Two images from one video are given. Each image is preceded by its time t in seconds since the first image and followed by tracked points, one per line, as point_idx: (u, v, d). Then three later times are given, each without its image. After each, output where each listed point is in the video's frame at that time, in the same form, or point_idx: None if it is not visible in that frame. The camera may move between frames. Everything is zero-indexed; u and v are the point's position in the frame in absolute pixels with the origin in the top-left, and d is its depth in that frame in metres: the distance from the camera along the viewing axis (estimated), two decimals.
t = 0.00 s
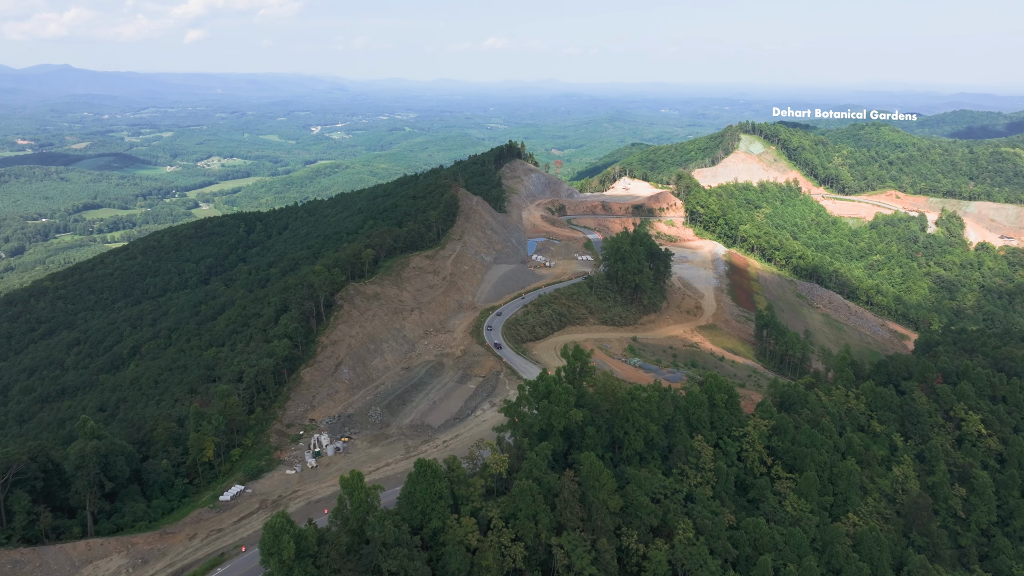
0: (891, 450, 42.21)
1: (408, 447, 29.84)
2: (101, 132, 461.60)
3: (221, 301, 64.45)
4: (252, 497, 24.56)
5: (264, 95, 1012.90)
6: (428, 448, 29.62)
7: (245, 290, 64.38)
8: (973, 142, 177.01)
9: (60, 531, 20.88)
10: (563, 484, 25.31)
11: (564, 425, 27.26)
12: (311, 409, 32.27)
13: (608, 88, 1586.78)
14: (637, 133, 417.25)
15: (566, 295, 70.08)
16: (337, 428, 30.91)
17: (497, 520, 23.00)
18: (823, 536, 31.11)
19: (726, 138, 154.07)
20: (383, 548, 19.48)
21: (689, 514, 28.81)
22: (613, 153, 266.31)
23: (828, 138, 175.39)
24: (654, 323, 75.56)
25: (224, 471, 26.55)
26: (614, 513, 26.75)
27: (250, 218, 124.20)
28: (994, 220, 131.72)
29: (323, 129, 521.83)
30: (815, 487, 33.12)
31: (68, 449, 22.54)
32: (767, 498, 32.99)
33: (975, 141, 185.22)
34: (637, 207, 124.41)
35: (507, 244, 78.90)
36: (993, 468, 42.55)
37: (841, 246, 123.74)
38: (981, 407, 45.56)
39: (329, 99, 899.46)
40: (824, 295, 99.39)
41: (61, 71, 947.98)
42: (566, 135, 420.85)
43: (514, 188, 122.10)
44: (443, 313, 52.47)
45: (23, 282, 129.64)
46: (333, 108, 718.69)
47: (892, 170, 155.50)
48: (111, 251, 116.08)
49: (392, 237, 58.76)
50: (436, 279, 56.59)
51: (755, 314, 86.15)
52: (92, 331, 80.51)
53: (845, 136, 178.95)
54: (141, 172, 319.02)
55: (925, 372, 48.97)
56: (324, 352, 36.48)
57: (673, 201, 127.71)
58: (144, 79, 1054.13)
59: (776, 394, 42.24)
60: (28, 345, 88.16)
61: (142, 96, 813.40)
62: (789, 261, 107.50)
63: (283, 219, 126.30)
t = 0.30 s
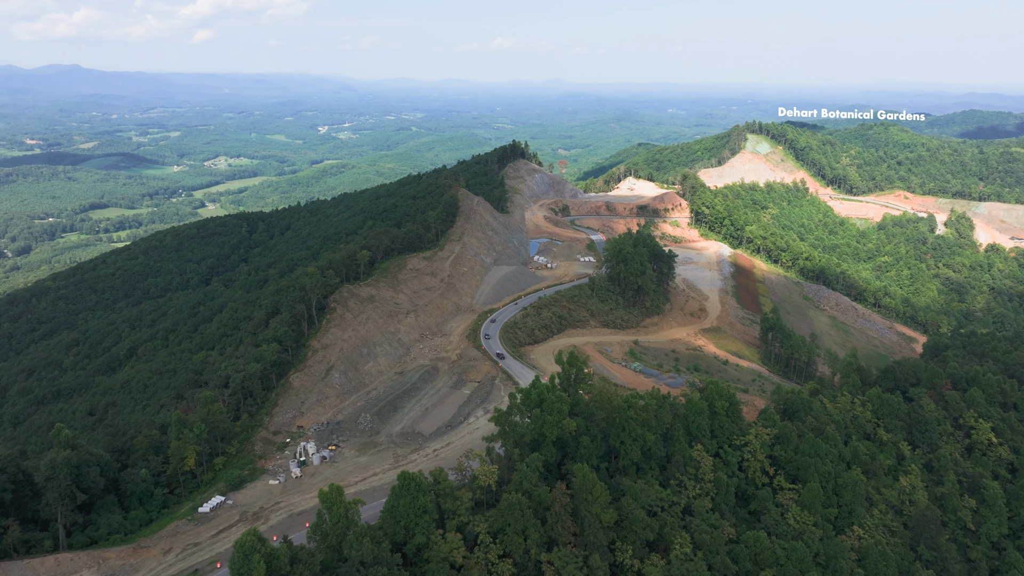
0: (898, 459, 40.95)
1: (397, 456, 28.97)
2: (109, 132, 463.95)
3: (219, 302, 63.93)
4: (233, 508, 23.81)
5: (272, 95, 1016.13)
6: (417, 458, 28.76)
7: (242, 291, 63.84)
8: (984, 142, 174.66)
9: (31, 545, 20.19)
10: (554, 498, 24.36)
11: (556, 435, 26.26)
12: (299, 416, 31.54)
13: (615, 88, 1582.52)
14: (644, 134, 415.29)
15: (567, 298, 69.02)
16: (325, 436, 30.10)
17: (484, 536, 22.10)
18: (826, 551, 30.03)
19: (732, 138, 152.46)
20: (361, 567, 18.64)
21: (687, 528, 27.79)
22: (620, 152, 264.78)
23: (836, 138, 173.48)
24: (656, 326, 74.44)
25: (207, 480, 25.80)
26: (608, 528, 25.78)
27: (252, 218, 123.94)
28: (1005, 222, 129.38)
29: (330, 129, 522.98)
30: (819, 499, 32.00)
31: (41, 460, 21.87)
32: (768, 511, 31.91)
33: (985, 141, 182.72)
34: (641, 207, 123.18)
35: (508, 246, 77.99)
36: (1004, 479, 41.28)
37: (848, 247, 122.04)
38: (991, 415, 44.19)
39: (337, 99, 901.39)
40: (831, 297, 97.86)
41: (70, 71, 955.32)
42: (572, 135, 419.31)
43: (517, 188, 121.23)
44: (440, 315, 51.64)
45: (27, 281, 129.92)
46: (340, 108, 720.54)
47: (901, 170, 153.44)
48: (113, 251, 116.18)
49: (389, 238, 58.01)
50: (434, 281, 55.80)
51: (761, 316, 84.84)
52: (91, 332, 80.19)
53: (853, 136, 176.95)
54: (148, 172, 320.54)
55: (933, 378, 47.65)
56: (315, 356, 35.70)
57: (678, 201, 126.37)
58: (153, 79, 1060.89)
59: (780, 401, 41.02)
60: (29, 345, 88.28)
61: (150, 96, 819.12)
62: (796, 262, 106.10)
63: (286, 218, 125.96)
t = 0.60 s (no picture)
0: (903, 469, 39.77)
1: (383, 465, 28.08)
2: (115, 131, 466.24)
3: (215, 303, 63.36)
4: (210, 521, 23.00)
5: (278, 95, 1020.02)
6: (405, 468, 27.91)
7: (238, 292, 63.23)
8: (993, 142, 172.52)
9: None
10: (543, 512, 23.41)
11: (546, 447, 25.27)
12: (285, 423, 30.76)
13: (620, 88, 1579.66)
14: (650, 134, 413.54)
15: (567, 300, 68.02)
16: (310, 444, 29.23)
17: (468, 553, 21.19)
18: (827, 566, 29.02)
19: (737, 137, 151.03)
20: None
21: (683, 543, 26.80)
22: (625, 152, 263.59)
23: (842, 138, 171.75)
24: (658, 329, 73.34)
25: (186, 491, 25.03)
26: (600, 543, 24.82)
27: (253, 218, 123.59)
28: (1014, 222, 126.19)
29: (335, 129, 523.64)
30: (820, 512, 30.96)
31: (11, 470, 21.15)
32: (768, 524, 30.86)
33: (994, 141, 180.42)
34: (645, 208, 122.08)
35: (507, 247, 77.14)
36: (1013, 489, 40.01)
37: (855, 248, 120.48)
38: (1001, 423, 42.87)
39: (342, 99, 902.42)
40: (837, 299, 96.52)
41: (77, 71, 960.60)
42: (578, 135, 418.02)
43: (519, 188, 120.39)
44: (436, 318, 50.78)
45: (29, 281, 130.08)
46: (345, 108, 721.73)
47: (908, 171, 151.58)
48: (114, 251, 116.05)
49: (385, 239, 57.21)
50: (430, 283, 54.95)
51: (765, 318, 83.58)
52: (89, 333, 79.84)
53: (860, 136, 175.16)
54: (154, 171, 321.77)
55: (941, 384, 46.42)
56: (303, 361, 34.91)
57: (682, 202, 125.07)
58: (160, 79, 1066.10)
59: (781, 408, 39.89)
60: (28, 346, 88.13)
61: (157, 96, 822.74)
62: (802, 264, 104.87)
63: (287, 219, 125.59)
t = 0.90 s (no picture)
0: (909, 480, 38.59)
1: (369, 476, 27.24)
2: (122, 130, 468.35)
3: (210, 305, 62.80)
4: (184, 535, 22.21)
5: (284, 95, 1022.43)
6: (391, 478, 27.05)
7: (234, 293, 62.67)
8: (1002, 142, 170.39)
9: None
10: (531, 527, 22.49)
11: (535, 458, 24.35)
12: (270, 431, 29.97)
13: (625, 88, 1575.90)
14: (655, 134, 411.85)
15: (566, 303, 67.10)
16: (294, 453, 28.41)
17: (451, 571, 20.27)
18: None
19: (743, 138, 149.66)
20: None
21: (677, 559, 25.84)
22: (630, 153, 262.34)
23: (849, 138, 170.02)
24: (659, 332, 72.25)
25: (163, 502, 24.23)
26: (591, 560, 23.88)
27: (254, 218, 123.26)
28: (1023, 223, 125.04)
29: (340, 129, 524.29)
30: (822, 525, 29.90)
31: None
32: (768, 538, 29.83)
33: (1003, 141, 178.14)
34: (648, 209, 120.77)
35: (507, 248, 76.22)
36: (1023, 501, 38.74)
37: (861, 249, 118.90)
38: (1010, 431, 41.58)
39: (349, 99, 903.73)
40: (842, 301, 95.08)
41: (85, 71, 967.25)
42: (583, 135, 416.84)
43: (521, 188, 119.53)
44: (431, 322, 49.99)
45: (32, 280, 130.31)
46: (351, 108, 723.15)
47: (915, 171, 149.84)
48: (115, 251, 115.96)
49: (380, 240, 56.47)
50: (425, 285, 54.15)
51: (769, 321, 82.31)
52: (87, 333, 79.48)
53: (867, 136, 173.32)
54: (159, 171, 322.88)
55: (948, 392, 45.18)
56: (291, 367, 34.15)
57: (686, 203, 123.75)
58: (167, 79, 1071.43)
59: (783, 416, 38.81)
60: (27, 346, 87.96)
61: (164, 96, 827.09)
62: (807, 265, 103.59)
63: (288, 219, 125.21)
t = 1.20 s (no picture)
0: (914, 491, 37.38)
1: (353, 486, 26.39)
2: (129, 130, 470.19)
3: (205, 306, 62.19)
4: (157, 550, 21.43)
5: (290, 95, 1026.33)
6: (375, 489, 26.18)
7: (229, 294, 62.08)
8: (1012, 143, 168.11)
9: None
10: (517, 543, 21.53)
11: (523, 470, 23.45)
12: (254, 439, 29.15)
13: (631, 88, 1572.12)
14: (662, 134, 409.92)
15: (566, 305, 66.11)
16: (276, 461, 27.61)
17: None
18: None
19: (749, 137, 148.19)
20: None
21: None
22: (635, 153, 261.04)
23: (855, 138, 168.25)
24: (660, 335, 71.18)
25: (138, 514, 23.46)
26: None
27: (255, 219, 122.86)
28: None
29: (346, 129, 524.90)
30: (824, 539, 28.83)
31: None
32: (767, 552, 28.78)
33: (1013, 140, 175.56)
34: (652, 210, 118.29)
35: (507, 249, 75.25)
36: None
37: (868, 251, 117.27)
38: (1021, 440, 40.26)
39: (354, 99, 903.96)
40: (849, 303, 93.63)
41: (94, 71, 973.96)
42: (589, 135, 415.29)
43: (523, 188, 118.64)
44: (426, 325, 49.17)
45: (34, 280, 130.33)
46: (356, 108, 724.34)
47: (923, 172, 147.93)
48: (116, 251, 115.83)
49: (376, 240, 55.77)
50: (421, 287, 53.32)
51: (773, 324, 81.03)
52: (84, 334, 79.03)
53: (874, 137, 171.40)
54: (165, 171, 323.89)
55: (955, 399, 43.91)
56: (278, 372, 33.45)
57: (690, 203, 122.33)
58: (175, 79, 1075.87)
59: (784, 424, 37.74)
60: (27, 347, 87.75)
61: (171, 96, 831.47)
62: (813, 266, 102.27)
63: (289, 219, 124.76)
